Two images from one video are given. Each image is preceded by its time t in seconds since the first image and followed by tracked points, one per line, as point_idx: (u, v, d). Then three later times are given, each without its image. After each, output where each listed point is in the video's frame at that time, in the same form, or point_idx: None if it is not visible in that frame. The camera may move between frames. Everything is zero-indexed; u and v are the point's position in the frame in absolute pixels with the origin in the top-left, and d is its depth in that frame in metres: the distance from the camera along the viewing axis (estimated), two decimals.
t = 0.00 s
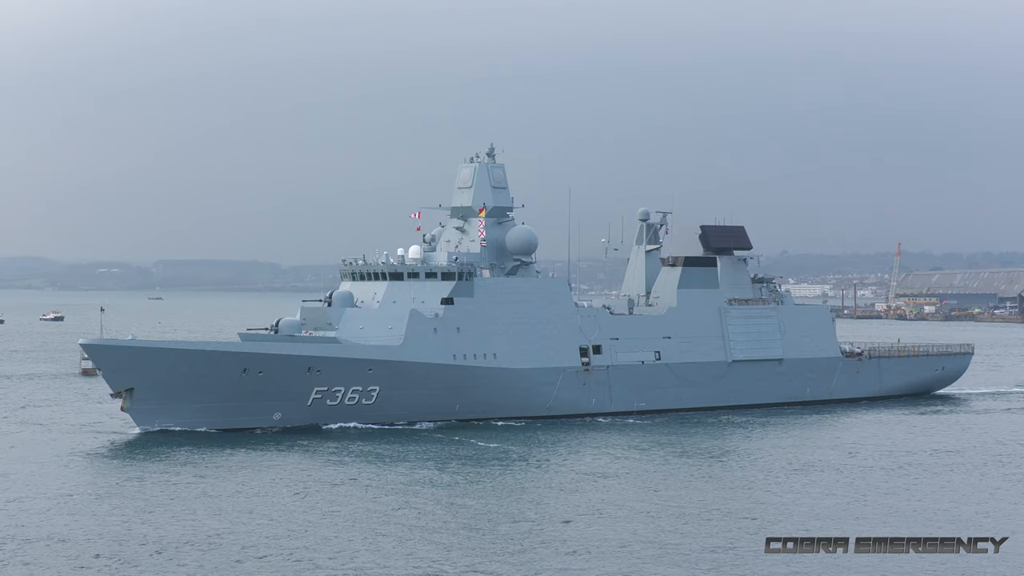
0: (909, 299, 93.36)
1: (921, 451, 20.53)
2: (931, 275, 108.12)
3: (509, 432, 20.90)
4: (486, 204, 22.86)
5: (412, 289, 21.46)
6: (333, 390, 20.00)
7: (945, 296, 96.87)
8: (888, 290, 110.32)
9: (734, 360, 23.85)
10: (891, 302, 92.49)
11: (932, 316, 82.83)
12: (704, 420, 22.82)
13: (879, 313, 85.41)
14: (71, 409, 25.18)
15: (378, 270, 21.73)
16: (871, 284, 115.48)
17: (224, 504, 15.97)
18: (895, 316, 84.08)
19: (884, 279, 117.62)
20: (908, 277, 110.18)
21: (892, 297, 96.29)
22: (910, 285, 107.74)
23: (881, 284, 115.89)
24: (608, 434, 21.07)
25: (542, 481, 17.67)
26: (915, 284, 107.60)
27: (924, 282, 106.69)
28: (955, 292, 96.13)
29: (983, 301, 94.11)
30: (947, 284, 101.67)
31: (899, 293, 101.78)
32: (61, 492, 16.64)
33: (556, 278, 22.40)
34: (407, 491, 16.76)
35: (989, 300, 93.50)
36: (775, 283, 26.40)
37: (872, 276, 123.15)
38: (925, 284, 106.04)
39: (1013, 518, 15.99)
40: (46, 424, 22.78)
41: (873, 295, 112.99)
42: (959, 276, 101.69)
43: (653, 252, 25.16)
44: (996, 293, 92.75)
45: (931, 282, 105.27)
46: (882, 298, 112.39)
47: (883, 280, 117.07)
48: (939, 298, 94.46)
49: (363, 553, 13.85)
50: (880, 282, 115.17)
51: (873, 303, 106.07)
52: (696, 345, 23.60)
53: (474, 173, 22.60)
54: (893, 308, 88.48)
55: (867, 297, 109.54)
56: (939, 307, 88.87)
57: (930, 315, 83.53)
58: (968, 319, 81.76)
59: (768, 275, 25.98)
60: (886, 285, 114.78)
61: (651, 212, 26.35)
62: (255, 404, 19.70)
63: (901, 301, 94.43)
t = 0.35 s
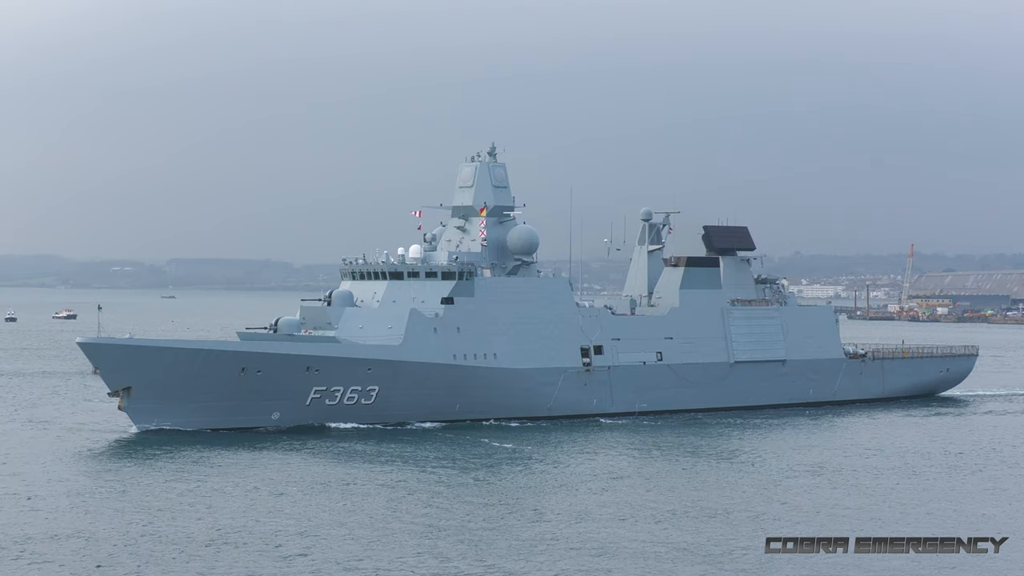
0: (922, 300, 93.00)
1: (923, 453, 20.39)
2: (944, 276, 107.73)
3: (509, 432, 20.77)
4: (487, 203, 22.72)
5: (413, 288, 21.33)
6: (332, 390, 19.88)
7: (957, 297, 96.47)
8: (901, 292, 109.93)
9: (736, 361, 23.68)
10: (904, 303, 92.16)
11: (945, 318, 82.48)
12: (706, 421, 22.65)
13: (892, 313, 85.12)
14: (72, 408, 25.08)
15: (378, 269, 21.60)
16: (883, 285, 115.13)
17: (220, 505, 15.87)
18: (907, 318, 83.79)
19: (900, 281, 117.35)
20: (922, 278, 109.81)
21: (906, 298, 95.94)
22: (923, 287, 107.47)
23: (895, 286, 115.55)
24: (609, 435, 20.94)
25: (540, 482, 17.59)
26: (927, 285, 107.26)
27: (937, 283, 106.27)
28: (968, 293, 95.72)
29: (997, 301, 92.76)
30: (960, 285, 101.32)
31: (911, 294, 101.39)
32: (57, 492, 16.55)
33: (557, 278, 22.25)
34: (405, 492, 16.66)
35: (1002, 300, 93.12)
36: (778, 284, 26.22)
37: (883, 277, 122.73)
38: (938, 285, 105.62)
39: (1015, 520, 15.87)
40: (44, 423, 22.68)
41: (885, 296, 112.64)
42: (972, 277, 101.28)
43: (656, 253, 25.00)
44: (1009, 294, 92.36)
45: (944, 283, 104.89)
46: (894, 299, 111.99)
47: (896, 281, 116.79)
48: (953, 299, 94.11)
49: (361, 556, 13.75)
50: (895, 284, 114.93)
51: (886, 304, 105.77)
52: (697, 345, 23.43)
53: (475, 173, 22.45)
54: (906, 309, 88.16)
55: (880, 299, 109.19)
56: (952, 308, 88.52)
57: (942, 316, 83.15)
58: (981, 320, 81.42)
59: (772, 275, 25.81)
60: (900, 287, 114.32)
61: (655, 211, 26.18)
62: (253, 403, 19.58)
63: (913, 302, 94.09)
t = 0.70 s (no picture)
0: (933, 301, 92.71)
1: (925, 453, 20.26)
2: (954, 278, 107.39)
3: (508, 433, 20.64)
4: (487, 203, 22.60)
5: (412, 288, 21.20)
6: (330, 390, 19.76)
7: (970, 297, 96.08)
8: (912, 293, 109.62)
9: (738, 362, 23.52)
10: (915, 304, 91.91)
11: (955, 319, 82.15)
12: (707, 422, 22.50)
13: (903, 315, 84.88)
14: (72, 407, 24.98)
15: (377, 269, 21.49)
16: (893, 287, 114.82)
17: (216, 505, 15.75)
18: (918, 320, 83.52)
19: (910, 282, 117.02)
20: (933, 279, 109.47)
21: (916, 299, 95.62)
22: (933, 288, 107.19)
23: (905, 287, 115.23)
24: (609, 436, 20.80)
25: (538, 482, 17.48)
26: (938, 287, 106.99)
27: (948, 284, 105.96)
28: (978, 295, 95.33)
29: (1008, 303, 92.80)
30: (970, 287, 101.03)
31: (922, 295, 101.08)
32: (52, 492, 16.45)
33: (557, 277, 22.11)
34: (402, 493, 16.54)
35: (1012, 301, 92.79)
36: (781, 284, 26.08)
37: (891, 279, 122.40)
38: (949, 287, 105.29)
39: (1016, 521, 15.75)
40: (43, 423, 22.57)
41: (896, 297, 112.33)
42: (984, 278, 100.94)
43: (657, 253, 24.87)
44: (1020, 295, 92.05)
45: (954, 285, 104.60)
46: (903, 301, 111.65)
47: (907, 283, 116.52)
48: (964, 300, 93.81)
49: (355, 556, 13.64)
50: (906, 285, 114.65)
51: (896, 306, 105.47)
52: (698, 346, 23.28)
53: (475, 172, 22.34)
54: (916, 309, 87.90)
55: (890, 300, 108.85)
56: (962, 309, 88.24)
57: (952, 317, 82.86)
58: (992, 322, 81.14)
59: (774, 276, 25.66)
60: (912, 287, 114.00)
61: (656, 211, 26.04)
62: (251, 404, 19.47)
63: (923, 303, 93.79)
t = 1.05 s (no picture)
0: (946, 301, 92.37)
1: (928, 453, 20.12)
2: (966, 278, 107.00)
3: (508, 435, 20.52)
4: (487, 203, 22.47)
5: (412, 289, 21.07)
6: (329, 392, 19.64)
7: (982, 297, 95.73)
8: (924, 293, 109.27)
9: (740, 362, 23.36)
10: (927, 304, 91.61)
11: (967, 319, 81.82)
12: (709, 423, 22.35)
13: (916, 315, 84.63)
14: (74, 409, 24.89)
15: (376, 270, 21.37)
16: (904, 287, 114.50)
17: (212, 507, 15.66)
18: (930, 320, 83.21)
19: (922, 282, 116.69)
20: (945, 279, 109.14)
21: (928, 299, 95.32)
22: (944, 288, 106.86)
23: (917, 287, 114.86)
24: (610, 437, 20.67)
25: (537, 483, 17.39)
26: (950, 287, 106.64)
27: (960, 284, 105.59)
28: (990, 295, 94.96)
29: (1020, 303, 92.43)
30: (982, 287, 100.70)
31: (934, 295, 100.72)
32: (48, 494, 16.36)
33: (558, 278, 21.97)
34: (400, 494, 16.44)
35: None
36: (783, 285, 25.92)
37: (902, 279, 121.91)
38: (960, 287, 104.91)
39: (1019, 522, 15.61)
40: (44, 425, 22.48)
41: (907, 297, 111.99)
42: (997, 278, 100.56)
43: (658, 253, 24.72)
44: None
45: (967, 284, 104.25)
46: (915, 300, 111.19)
47: (920, 283, 116.22)
48: (975, 300, 93.49)
49: (351, 556, 13.55)
50: (918, 285, 114.29)
51: (907, 306, 105.13)
52: (700, 347, 23.12)
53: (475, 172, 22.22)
54: (928, 310, 87.61)
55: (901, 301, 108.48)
56: (974, 309, 87.92)
57: (965, 317, 82.55)
58: (1004, 322, 80.84)
59: (777, 276, 25.49)
60: (924, 287, 113.67)
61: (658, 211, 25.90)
62: (249, 406, 19.35)
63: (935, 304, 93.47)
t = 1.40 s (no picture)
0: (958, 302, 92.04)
1: (930, 455, 20.01)
2: (978, 278, 106.75)
3: (508, 437, 20.41)
4: (487, 204, 22.36)
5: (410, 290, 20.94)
6: (328, 394, 19.52)
7: (993, 297, 95.42)
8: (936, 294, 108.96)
9: (741, 364, 23.21)
10: (937, 305, 91.36)
11: (978, 319, 81.53)
12: (710, 425, 22.22)
13: (927, 316, 84.38)
14: (74, 412, 24.79)
15: (375, 271, 21.26)
16: (916, 287, 114.22)
17: (209, 509, 15.61)
18: (941, 320, 82.96)
19: (932, 283, 116.41)
20: (955, 279, 108.79)
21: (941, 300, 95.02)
22: (956, 288, 106.52)
23: (929, 288, 114.56)
24: (610, 439, 20.56)
25: (536, 484, 17.34)
26: (961, 287, 106.30)
27: (971, 284, 105.24)
28: (1001, 295, 94.64)
29: None
30: (993, 287, 100.36)
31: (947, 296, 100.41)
32: (45, 496, 16.31)
33: (557, 279, 21.85)
34: (399, 496, 16.37)
35: None
36: (785, 286, 25.79)
37: (912, 279, 121.56)
38: (972, 287, 104.61)
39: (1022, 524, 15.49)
40: (44, 427, 22.39)
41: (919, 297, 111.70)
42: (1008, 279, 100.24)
43: (659, 254, 24.59)
44: None
45: (978, 285, 103.93)
46: (927, 301, 110.80)
47: (932, 283, 116.00)
48: (986, 301, 93.18)
49: (347, 557, 13.50)
50: (929, 286, 114.01)
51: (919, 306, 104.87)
52: (702, 348, 22.98)
53: (475, 173, 22.11)
54: (939, 310, 87.35)
55: (912, 302, 108.16)
56: (986, 310, 87.70)
57: (976, 317, 82.24)
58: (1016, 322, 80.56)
59: (778, 277, 25.35)
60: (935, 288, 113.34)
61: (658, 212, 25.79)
62: (247, 408, 19.24)
63: (945, 304, 93.18)
